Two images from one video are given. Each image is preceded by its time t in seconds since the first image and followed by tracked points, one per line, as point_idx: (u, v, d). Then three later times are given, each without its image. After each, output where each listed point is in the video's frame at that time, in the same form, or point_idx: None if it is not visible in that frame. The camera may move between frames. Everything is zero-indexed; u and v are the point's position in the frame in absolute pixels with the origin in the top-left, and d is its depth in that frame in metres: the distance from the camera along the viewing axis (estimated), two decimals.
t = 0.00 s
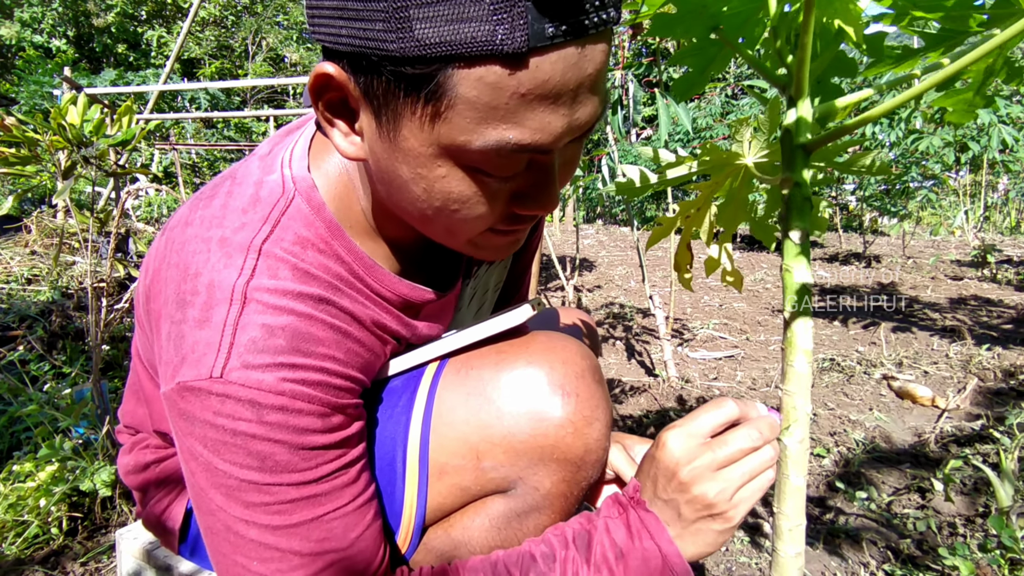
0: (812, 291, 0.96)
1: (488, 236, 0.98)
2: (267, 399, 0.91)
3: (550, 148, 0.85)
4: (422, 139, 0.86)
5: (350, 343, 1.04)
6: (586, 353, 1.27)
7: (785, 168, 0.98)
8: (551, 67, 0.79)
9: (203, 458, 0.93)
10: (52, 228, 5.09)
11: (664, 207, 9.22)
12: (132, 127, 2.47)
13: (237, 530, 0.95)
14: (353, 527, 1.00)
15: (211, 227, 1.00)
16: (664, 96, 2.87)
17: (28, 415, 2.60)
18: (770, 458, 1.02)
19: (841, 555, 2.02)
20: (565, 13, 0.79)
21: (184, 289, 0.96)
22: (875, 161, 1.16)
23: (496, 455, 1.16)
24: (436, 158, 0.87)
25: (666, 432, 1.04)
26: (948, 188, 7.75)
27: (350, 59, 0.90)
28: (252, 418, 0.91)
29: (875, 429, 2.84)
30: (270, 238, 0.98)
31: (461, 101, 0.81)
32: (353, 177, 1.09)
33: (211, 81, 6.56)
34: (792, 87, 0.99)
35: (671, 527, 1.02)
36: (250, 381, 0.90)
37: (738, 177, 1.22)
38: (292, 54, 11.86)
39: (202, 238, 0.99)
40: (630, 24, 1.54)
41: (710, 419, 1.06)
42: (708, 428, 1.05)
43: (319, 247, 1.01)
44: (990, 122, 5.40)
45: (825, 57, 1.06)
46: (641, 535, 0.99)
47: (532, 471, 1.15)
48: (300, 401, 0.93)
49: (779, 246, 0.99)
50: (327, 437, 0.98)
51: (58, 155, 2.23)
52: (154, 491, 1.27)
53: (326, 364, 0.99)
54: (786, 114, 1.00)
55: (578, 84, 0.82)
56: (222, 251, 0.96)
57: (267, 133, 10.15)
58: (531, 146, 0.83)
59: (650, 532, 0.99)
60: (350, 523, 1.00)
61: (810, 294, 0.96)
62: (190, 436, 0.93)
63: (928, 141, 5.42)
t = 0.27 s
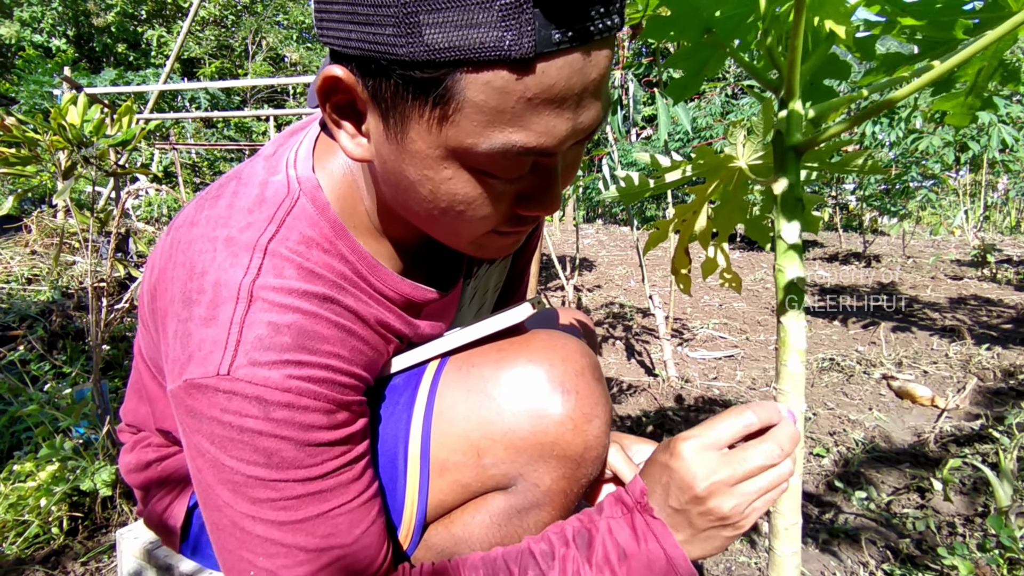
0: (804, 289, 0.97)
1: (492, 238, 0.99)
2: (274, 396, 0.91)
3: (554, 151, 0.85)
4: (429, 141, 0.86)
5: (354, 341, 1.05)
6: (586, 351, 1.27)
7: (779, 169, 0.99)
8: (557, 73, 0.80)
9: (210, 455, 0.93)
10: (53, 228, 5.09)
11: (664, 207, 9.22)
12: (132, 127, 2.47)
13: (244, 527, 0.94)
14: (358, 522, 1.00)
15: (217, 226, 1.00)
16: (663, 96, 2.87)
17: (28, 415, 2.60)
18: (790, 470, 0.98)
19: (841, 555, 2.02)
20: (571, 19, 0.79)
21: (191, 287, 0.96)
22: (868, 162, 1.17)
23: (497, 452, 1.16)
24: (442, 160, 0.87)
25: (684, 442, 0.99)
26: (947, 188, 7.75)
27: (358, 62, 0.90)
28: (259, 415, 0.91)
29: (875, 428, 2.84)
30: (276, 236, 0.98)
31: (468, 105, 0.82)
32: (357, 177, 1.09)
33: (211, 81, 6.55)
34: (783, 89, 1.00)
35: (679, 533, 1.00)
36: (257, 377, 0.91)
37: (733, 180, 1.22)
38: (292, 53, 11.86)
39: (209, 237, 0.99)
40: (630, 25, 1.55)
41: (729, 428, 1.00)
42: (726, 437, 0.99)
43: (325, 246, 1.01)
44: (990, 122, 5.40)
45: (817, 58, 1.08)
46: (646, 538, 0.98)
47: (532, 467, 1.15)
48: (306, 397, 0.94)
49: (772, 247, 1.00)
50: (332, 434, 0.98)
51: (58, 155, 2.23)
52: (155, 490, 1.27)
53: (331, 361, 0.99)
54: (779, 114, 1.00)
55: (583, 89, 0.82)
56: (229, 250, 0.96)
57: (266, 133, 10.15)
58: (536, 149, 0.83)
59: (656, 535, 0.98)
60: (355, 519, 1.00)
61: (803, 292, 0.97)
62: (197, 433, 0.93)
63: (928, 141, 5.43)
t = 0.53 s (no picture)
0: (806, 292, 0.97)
1: (490, 238, 0.99)
2: (273, 391, 0.91)
3: (551, 151, 0.85)
4: (427, 141, 0.86)
5: (353, 338, 1.05)
6: (584, 350, 1.28)
7: (780, 170, 0.99)
8: (553, 75, 0.80)
9: (210, 449, 0.93)
10: (53, 228, 5.09)
11: (664, 206, 9.23)
12: (132, 127, 2.48)
13: (245, 521, 0.94)
14: (358, 518, 1.00)
15: (218, 223, 1.00)
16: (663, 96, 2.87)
17: (28, 415, 2.60)
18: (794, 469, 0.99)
19: (840, 554, 2.02)
20: (568, 22, 0.80)
21: (191, 283, 0.96)
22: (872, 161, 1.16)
23: (496, 450, 1.17)
24: (440, 160, 0.87)
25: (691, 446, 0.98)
26: (947, 188, 7.75)
27: (358, 63, 0.90)
28: (259, 410, 0.91)
29: (875, 428, 2.85)
30: (276, 233, 0.98)
31: (465, 106, 0.82)
32: (356, 176, 1.09)
33: (211, 81, 6.56)
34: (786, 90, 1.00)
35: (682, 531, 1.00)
36: (257, 373, 0.91)
37: (736, 178, 1.23)
38: (292, 53, 11.87)
39: (210, 233, 0.99)
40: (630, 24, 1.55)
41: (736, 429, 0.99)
42: (733, 439, 0.99)
43: (324, 243, 1.01)
44: (990, 122, 5.40)
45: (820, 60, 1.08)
46: (645, 535, 0.98)
47: (532, 466, 1.16)
48: (306, 393, 0.94)
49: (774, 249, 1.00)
50: (332, 430, 0.98)
51: (58, 155, 2.23)
52: (155, 489, 1.27)
53: (331, 357, 0.99)
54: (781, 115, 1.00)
55: (579, 90, 0.83)
56: (229, 246, 0.97)
57: (266, 133, 10.15)
58: (533, 150, 0.83)
59: (655, 533, 0.97)
60: (355, 515, 1.00)
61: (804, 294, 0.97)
62: (198, 428, 0.93)
63: (928, 141, 5.43)
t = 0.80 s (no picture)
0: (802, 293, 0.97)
1: (492, 238, 0.99)
2: (276, 390, 0.91)
3: (555, 154, 0.85)
4: (433, 143, 0.86)
5: (356, 337, 1.05)
6: (585, 350, 1.28)
7: (775, 170, 0.99)
8: (558, 77, 0.80)
9: (213, 449, 0.93)
10: (53, 228, 5.10)
11: (664, 207, 9.24)
12: (131, 127, 2.48)
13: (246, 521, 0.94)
14: (359, 519, 1.00)
15: (220, 223, 1.00)
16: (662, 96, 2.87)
17: (28, 415, 2.60)
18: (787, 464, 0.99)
19: (840, 554, 2.02)
20: (574, 25, 0.80)
21: (194, 284, 0.96)
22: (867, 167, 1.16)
23: (498, 449, 1.17)
24: (445, 162, 0.87)
25: (684, 443, 0.99)
26: (947, 188, 7.75)
27: (364, 65, 0.90)
28: (263, 409, 0.91)
29: (874, 428, 2.85)
30: (279, 233, 0.98)
31: (471, 109, 0.82)
32: (358, 177, 1.09)
33: (211, 81, 6.56)
34: (781, 92, 1.00)
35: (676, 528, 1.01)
36: (261, 372, 0.91)
37: (732, 178, 1.22)
38: (292, 53, 11.88)
39: (212, 234, 0.99)
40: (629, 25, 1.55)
41: (726, 426, 1.00)
42: (724, 435, 1.00)
43: (326, 243, 1.01)
44: (989, 122, 5.40)
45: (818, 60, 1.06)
46: (643, 535, 0.98)
47: (533, 465, 1.16)
48: (309, 392, 0.94)
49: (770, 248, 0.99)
50: (334, 429, 0.98)
51: (57, 155, 2.23)
52: (155, 490, 1.27)
53: (333, 356, 0.99)
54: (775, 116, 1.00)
55: (583, 93, 0.83)
56: (232, 247, 0.97)
57: (266, 133, 10.15)
58: (537, 152, 0.83)
59: (653, 532, 0.98)
60: (356, 515, 1.00)
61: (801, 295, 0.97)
62: (200, 428, 0.93)
63: (927, 141, 5.43)
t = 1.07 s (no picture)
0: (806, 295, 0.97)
1: (490, 237, 0.99)
2: (277, 388, 0.91)
3: (553, 153, 0.85)
4: (432, 142, 0.86)
5: (356, 337, 1.05)
6: (583, 350, 1.28)
7: (781, 172, 0.99)
8: (557, 77, 0.80)
9: (214, 448, 0.93)
10: (53, 228, 5.10)
11: (664, 207, 9.24)
12: (131, 128, 2.49)
13: (247, 520, 0.95)
14: (360, 517, 1.00)
15: (220, 223, 1.00)
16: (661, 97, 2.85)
17: (28, 415, 2.60)
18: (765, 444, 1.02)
19: (839, 555, 2.02)
20: (572, 26, 0.80)
21: (195, 283, 0.96)
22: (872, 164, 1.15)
23: (497, 449, 1.17)
24: (444, 161, 0.87)
25: (660, 422, 1.06)
26: (947, 188, 7.75)
27: (363, 65, 0.90)
28: (263, 408, 0.91)
29: (874, 428, 2.85)
30: (280, 233, 0.99)
31: (470, 108, 0.82)
32: (358, 177, 1.09)
33: (211, 81, 6.56)
34: (787, 92, 1.00)
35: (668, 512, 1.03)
36: (261, 371, 0.91)
37: (737, 178, 1.22)
38: (292, 53, 11.89)
39: (213, 234, 1.00)
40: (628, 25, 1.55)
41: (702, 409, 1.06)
42: (700, 417, 1.06)
43: (326, 243, 1.02)
44: (990, 122, 5.40)
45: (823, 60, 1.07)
46: (642, 527, 1.01)
47: (532, 464, 1.16)
48: (310, 390, 0.94)
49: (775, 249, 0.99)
50: (335, 428, 0.98)
51: (57, 156, 2.24)
52: (154, 490, 1.27)
53: (334, 355, 0.99)
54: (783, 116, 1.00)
55: (582, 93, 0.83)
56: (233, 246, 0.97)
57: (266, 133, 10.16)
58: (535, 152, 0.84)
59: (651, 523, 1.01)
60: (358, 513, 1.00)
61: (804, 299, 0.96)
62: (201, 427, 0.93)
63: (928, 141, 5.43)
